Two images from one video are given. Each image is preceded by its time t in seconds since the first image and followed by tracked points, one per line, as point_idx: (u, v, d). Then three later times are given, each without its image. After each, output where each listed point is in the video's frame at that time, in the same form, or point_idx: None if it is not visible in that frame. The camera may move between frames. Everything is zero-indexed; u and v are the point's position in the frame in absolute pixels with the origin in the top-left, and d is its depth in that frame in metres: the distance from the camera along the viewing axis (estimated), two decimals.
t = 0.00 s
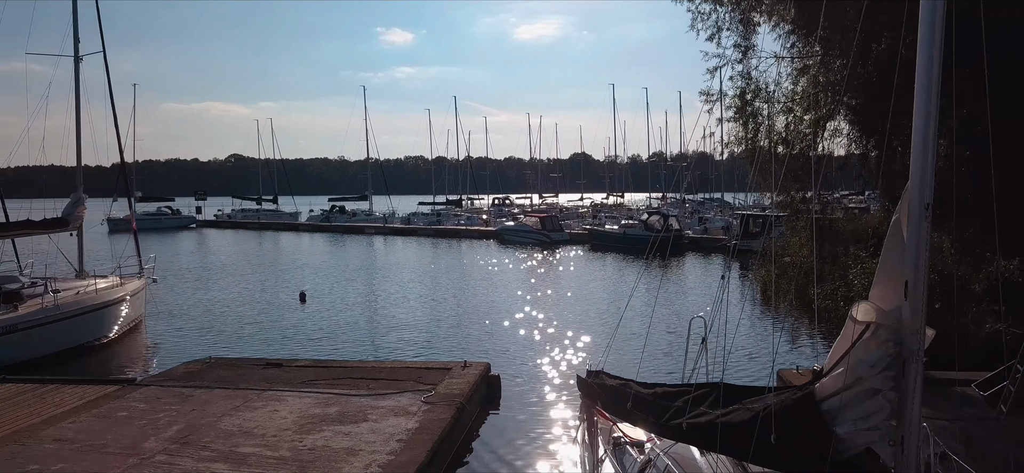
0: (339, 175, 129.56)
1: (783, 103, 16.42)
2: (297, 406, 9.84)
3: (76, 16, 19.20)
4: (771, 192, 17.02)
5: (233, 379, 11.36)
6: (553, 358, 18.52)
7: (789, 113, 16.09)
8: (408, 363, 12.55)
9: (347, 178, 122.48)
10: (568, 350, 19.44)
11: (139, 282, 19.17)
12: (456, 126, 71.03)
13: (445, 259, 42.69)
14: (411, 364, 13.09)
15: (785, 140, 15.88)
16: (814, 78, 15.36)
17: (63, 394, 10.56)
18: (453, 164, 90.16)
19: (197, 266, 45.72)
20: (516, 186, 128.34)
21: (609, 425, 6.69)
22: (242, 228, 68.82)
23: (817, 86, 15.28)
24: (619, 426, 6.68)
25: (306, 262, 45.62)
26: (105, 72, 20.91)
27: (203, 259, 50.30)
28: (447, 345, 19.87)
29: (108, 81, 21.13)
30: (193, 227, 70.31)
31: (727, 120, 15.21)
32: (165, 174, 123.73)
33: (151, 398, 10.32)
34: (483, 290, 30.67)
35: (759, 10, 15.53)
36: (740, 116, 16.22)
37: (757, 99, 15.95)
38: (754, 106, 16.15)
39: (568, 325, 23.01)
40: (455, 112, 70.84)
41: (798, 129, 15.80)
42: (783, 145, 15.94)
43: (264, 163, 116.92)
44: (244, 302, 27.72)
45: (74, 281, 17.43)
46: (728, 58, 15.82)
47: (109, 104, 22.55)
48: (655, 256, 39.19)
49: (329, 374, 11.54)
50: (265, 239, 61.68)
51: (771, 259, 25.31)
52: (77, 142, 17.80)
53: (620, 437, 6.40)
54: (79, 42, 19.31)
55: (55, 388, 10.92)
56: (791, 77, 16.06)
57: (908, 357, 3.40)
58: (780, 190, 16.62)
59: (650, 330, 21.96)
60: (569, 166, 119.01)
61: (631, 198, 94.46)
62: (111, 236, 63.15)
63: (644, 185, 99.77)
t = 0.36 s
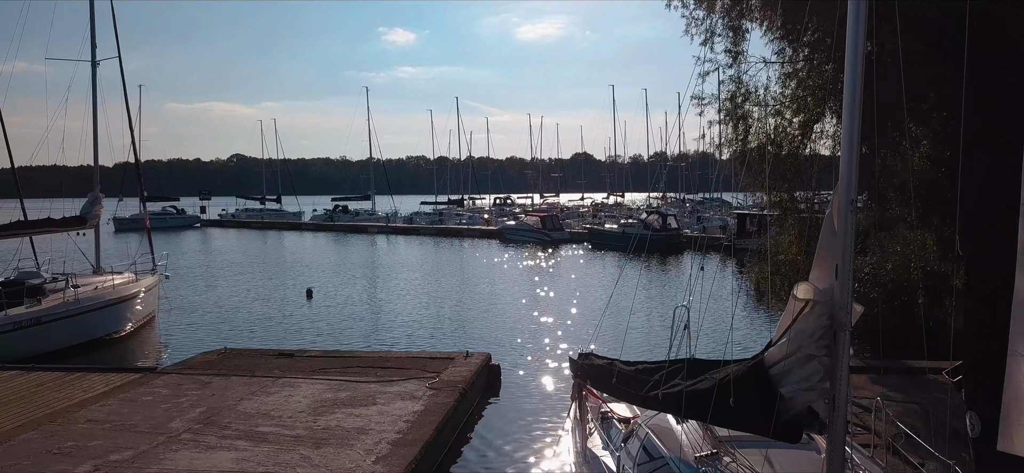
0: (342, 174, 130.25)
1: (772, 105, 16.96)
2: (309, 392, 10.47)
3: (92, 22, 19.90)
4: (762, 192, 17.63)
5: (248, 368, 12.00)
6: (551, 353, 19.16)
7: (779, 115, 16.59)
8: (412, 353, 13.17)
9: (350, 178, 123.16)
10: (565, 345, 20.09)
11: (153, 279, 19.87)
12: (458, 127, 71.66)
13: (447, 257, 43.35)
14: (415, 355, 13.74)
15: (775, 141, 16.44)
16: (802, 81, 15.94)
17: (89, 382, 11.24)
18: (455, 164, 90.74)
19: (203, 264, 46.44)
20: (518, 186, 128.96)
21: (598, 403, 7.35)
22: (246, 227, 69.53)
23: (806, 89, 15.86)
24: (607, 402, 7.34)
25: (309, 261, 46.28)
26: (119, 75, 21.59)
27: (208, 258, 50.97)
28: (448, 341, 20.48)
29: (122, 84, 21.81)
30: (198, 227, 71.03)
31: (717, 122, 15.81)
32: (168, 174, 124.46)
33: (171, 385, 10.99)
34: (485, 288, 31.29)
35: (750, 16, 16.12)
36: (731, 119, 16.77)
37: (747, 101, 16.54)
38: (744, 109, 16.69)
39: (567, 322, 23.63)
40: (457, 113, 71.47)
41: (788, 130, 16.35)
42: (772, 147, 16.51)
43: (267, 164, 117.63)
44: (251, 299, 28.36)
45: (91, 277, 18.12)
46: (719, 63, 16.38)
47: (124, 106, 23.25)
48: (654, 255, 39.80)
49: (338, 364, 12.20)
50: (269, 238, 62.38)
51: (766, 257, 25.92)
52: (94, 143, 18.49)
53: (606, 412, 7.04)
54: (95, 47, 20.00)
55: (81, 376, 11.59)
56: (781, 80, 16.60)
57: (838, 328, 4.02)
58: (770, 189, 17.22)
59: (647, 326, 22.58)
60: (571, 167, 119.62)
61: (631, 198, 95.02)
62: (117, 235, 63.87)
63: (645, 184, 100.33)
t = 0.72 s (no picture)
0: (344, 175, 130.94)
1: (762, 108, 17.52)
2: (320, 380, 11.15)
3: (107, 27, 20.56)
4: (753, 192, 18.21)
5: (261, 358, 12.70)
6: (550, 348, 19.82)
7: (767, 118, 17.06)
8: (416, 345, 13.84)
9: (352, 178, 123.91)
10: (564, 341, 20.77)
11: (165, 276, 20.54)
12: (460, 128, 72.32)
13: (449, 257, 44.03)
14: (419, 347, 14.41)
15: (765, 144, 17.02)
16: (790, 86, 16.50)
17: (112, 371, 11.92)
18: (457, 164, 91.38)
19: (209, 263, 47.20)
20: (519, 186, 129.62)
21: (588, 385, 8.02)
22: (250, 227, 70.25)
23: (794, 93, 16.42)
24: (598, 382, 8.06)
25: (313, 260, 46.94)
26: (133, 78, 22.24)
27: (213, 257, 51.67)
28: (450, 337, 21.14)
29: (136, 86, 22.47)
30: (202, 226, 71.74)
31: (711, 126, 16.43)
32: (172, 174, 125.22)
33: (190, 374, 11.67)
34: (485, 287, 31.92)
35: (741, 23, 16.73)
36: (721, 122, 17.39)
37: (738, 105, 17.13)
38: (734, 113, 17.08)
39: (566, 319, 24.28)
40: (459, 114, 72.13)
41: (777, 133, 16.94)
42: (762, 149, 17.10)
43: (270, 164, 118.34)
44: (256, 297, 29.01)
45: (106, 273, 18.80)
46: (710, 68, 16.97)
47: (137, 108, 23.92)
48: (653, 254, 40.45)
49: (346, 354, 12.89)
50: (273, 237, 63.08)
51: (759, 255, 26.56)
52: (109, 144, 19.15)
53: (596, 390, 7.73)
54: (110, 51, 20.65)
55: (104, 366, 12.28)
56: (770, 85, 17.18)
57: (788, 307, 4.66)
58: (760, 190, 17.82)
59: (643, 324, 23.25)
60: (571, 167, 120.28)
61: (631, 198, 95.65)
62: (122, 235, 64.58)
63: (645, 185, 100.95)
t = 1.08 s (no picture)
0: (347, 175, 131.68)
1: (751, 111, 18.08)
2: (329, 368, 11.86)
3: (120, 32, 21.23)
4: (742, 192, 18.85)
5: (274, 349, 13.42)
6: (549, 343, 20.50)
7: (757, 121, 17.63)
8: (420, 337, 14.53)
9: (354, 178, 124.69)
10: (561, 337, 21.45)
11: (177, 273, 21.23)
12: (462, 129, 72.93)
13: (450, 255, 44.75)
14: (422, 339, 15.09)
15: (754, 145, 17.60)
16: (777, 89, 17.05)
17: (134, 360, 12.63)
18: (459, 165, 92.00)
19: (215, 261, 48.01)
20: (520, 186, 130.33)
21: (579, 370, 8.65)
22: (254, 227, 71.01)
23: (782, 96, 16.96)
24: (588, 366, 8.77)
25: (316, 259, 47.64)
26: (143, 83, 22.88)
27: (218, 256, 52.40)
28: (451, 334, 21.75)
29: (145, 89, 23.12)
30: (207, 226, 72.51)
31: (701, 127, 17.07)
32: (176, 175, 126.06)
33: (207, 363, 12.37)
34: (485, 285, 32.59)
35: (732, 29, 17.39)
36: (713, 124, 18.02)
37: (729, 108, 17.73)
38: (725, 116, 17.77)
39: (565, 317, 24.93)
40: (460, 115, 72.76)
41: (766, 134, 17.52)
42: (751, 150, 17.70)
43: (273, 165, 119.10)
44: (262, 294, 29.65)
45: (121, 270, 19.51)
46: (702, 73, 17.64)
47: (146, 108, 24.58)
48: (652, 252, 41.10)
49: (353, 345, 13.59)
50: (277, 237, 63.83)
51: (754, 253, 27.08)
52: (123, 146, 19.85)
53: (586, 373, 8.38)
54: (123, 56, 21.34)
55: (125, 356, 12.99)
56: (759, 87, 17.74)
57: (748, 291, 5.37)
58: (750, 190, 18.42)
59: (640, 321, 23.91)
60: (572, 167, 121.00)
61: (632, 198, 96.26)
62: (128, 234, 65.35)
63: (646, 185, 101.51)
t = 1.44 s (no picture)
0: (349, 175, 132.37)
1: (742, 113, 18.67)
2: (338, 358, 12.52)
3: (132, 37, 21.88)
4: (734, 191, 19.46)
5: (284, 341, 14.08)
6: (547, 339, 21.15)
7: (749, 123, 17.94)
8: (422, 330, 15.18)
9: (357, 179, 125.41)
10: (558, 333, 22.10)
11: (186, 270, 21.87)
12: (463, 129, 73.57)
13: (452, 254, 45.42)
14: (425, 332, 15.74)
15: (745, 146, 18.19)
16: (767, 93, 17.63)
17: (151, 351, 13.29)
18: (461, 165, 92.67)
19: (220, 260, 48.74)
20: (522, 186, 130.94)
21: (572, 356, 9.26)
22: (257, 226, 71.71)
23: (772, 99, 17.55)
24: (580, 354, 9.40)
25: (319, 257, 48.27)
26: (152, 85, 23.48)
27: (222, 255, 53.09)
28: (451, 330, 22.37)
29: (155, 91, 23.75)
30: (211, 225, 73.21)
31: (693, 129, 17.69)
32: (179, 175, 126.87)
33: (221, 354, 13.02)
34: (486, 283, 33.24)
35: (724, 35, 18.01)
36: (706, 126, 18.65)
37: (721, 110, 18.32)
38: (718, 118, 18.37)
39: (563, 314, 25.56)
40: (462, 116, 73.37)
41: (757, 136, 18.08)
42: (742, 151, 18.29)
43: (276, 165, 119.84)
44: (267, 292, 30.28)
45: (133, 267, 20.15)
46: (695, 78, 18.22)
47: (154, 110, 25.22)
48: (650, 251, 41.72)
49: (359, 338, 14.25)
50: (280, 236, 64.53)
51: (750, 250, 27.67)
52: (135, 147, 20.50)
53: (577, 359, 8.98)
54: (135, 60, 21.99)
55: (143, 347, 13.65)
56: (750, 90, 18.32)
57: (716, 279, 6.01)
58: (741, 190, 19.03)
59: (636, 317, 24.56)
60: (573, 167, 121.62)
61: (633, 198, 96.82)
62: (133, 234, 66.06)
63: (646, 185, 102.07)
